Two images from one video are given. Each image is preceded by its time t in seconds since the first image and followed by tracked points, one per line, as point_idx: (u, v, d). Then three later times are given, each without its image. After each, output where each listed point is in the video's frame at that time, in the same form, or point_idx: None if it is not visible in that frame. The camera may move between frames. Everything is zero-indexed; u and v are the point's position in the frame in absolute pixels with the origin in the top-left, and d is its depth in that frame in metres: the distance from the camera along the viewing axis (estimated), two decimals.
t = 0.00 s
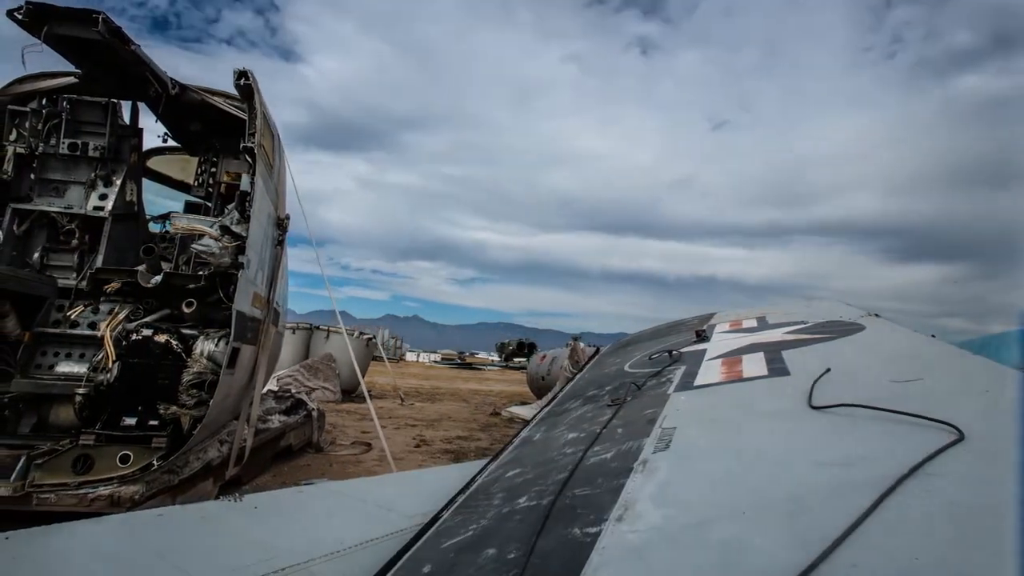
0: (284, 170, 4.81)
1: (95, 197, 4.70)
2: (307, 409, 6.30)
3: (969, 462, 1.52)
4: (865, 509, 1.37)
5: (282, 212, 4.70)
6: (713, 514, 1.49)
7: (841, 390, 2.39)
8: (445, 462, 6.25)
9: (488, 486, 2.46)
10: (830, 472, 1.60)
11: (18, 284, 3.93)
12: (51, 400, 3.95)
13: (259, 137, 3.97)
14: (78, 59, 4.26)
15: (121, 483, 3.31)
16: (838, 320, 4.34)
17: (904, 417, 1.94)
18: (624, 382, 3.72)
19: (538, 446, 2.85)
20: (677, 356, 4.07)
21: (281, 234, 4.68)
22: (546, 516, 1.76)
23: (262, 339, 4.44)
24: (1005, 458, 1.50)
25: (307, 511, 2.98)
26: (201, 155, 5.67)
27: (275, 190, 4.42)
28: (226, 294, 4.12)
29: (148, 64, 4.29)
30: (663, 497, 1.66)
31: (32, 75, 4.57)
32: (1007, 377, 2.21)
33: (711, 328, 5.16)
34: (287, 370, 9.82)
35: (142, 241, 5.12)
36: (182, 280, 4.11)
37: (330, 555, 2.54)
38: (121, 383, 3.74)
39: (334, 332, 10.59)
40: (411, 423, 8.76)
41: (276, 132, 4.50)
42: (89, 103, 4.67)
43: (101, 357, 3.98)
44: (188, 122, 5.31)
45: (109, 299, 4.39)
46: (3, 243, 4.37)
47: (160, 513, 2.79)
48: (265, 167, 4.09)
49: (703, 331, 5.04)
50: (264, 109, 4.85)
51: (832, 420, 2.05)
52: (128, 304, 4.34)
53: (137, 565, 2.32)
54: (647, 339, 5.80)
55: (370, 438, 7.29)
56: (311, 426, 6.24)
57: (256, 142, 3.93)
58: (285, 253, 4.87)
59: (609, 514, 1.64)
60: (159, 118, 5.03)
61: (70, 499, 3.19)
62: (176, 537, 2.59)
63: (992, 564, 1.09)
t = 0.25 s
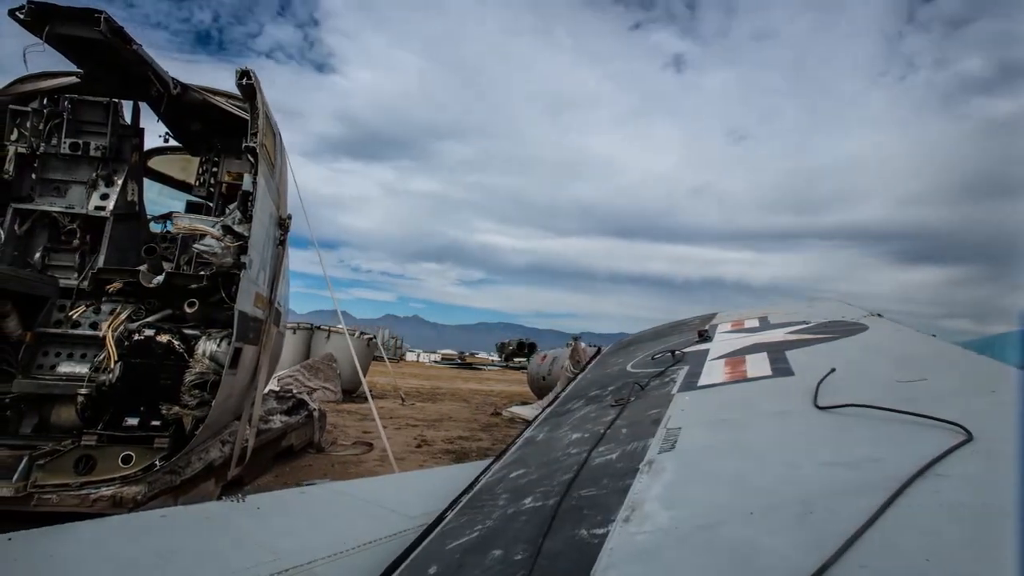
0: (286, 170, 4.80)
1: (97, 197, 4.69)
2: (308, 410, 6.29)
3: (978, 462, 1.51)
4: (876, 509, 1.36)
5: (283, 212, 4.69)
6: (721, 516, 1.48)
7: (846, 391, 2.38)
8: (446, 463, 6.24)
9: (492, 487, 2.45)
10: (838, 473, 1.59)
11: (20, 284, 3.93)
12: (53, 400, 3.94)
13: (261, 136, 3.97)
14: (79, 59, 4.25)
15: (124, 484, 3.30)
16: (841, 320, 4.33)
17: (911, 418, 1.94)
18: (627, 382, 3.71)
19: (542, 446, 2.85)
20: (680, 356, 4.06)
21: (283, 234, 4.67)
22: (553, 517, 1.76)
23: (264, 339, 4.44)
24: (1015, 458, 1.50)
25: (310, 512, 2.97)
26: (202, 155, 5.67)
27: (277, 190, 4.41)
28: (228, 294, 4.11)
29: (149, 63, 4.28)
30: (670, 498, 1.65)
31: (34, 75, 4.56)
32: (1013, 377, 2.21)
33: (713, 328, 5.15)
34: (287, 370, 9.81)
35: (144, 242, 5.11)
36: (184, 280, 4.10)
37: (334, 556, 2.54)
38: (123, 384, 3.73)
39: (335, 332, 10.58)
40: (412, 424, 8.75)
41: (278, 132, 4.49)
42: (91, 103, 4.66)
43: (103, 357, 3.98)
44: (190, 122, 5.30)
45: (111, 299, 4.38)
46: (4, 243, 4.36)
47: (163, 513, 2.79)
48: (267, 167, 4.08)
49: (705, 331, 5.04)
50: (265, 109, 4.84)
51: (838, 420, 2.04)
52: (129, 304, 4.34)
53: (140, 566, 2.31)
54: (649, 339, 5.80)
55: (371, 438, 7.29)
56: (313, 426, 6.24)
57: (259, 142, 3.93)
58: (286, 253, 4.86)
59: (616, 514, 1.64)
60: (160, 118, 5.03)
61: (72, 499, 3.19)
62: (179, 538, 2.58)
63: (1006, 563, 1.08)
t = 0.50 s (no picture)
0: (288, 170, 4.79)
1: (99, 197, 4.69)
2: (310, 410, 6.28)
3: (988, 462, 1.50)
4: (887, 510, 1.35)
5: (285, 212, 4.68)
6: (729, 516, 1.48)
7: (851, 391, 2.38)
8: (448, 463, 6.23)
9: (496, 488, 2.44)
10: (846, 473, 1.58)
11: (21, 284, 3.92)
12: (55, 400, 3.94)
13: (263, 136, 3.96)
14: (81, 58, 4.24)
15: (126, 484, 3.29)
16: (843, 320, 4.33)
17: (918, 418, 1.93)
18: (630, 382, 3.71)
19: (546, 447, 2.84)
20: (682, 356, 4.06)
21: (285, 234, 4.66)
22: (560, 517, 1.75)
23: (266, 339, 4.43)
24: None
25: (314, 513, 2.96)
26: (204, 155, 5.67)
27: (279, 190, 4.40)
28: (230, 294, 4.11)
29: (151, 63, 4.27)
30: (677, 499, 1.65)
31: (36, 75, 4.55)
32: (1019, 377, 2.19)
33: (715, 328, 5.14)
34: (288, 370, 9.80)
35: (145, 241, 5.10)
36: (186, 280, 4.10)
37: (338, 556, 2.53)
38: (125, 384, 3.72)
39: (336, 332, 10.58)
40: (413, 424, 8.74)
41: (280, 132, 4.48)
42: (92, 102, 4.65)
43: (105, 357, 3.97)
44: (191, 122, 5.30)
45: (113, 299, 4.38)
46: (5, 243, 4.36)
47: (165, 514, 2.78)
48: (269, 167, 4.08)
49: (708, 330, 5.03)
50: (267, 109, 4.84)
51: (844, 421, 2.04)
52: (131, 304, 4.33)
53: (144, 566, 2.31)
54: (651, 339, 5.79)
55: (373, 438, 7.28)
56: (314, 426, 6.23)
57: (260, 142, 3.93)
58: (288, 252, 4.85)
59: (623, 515, 1.63)
60: (161, 117, 5.02)
61: (75, 500, 3.18)
62: (182, 539, 2.58)
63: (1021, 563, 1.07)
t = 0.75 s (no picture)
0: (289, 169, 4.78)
1: (100, 197, 4.68)
2: (311, 410, 6.27)
3: (998, 463, 1.49)
4: (897, 511, 1.34)
5: (287, 212, 4.68)
6: (738, 517, 1.47)
7: (857, 391, 2.37)
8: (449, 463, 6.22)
9: (501, 488, 2.43)
10: (855, 474, 1.58)
11: (23, 284, 3.91)
12: (57, 400, 3.93)
13: (265, 135, 3.96)
14: (83, 58, 4.23)
15: (128, 485, 3.28)
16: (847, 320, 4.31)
17: (925, 418, 1.92)
18: (634, 382, 3.70)
19: (550, 447, 2.83)
20: (686, 355, 4.05)
21: (287, 234, 4.65)
22: (566, 518, 1.75)
23: (268, 339, 4.42)
24: None
25: (317, 513, 2.95)
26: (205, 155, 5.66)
27: (281, 189, 4.39)
28: (232, 294, 4.10)
29: (153, 62, 4.26)
30: (684, 499, 1.64)
31: (37, 73, 4.56)
32: None
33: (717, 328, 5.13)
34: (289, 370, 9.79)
35: (146, 241, 5.09)
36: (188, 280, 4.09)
37: (342, 557, 2.52)
38: (127, 384, 3.71)
39: (337, 332, 10.57)
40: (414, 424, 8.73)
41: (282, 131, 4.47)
42: (93, 102, 4.64)
43: (107, 357, 3.96)
44: (192, 122, 5.29)
45: (115, 299, 4.38)
46: (7, 243, 4.35)
47: (168, 514, 2.77)
48: (271, 166, 4.07)
49: (710, 330, 5.02)
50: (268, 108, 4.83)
51: (851, 421, 2.03)
52: (133, 304, 4.33)
53: (147, 567, 2.30)
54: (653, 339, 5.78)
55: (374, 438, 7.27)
56: (316, 427, 6.22)
57: (263, 141, 3.92)
58: (290, 252, 4.84)
59: (630, 516, 1.62)
60: (163, 117, 5.01)
61: (77, 500, 3.17)
62: (184, 539, 2.57)
63: None
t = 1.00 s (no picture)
0: (291, 169, 4.77)
1: (101, 197, 4.68)
2: (312, 410, 6.27)
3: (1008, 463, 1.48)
4: (907, 513, 1.33)
5: (289, 212, 4.67)
6: (746, 518, 1.46)
7: (862, 391, 2.36)
8: (451, 463, 6.22)
9: (504, 488, 2.42)
10: (862, 474, 1.57)
11: (24, 284, 3.90)
12: (58, 401, 3.92)
13: (267, 135, 3.95)
14: (84, 57, 4.22)
15: (130, 485, 3.28)
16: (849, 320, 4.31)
17: (933, 419, 1.91)
18: (636, 382, 3.69)
19: (553, 447, 2.82)
20: (688, 356, 4.05)
21: (289, 234, 4.65)
22: (572, 519, 1.74)
23: (270, 339, 4.42)
24: None
25: (319, 513, 2.95)
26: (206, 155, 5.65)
27: (283, 189, 4.38)
28: (235, 294, 4.10)
29: (155, 62, 4.26)
30: (691, 500, 1.63)
31: (38, 73, 4.56)
32: None
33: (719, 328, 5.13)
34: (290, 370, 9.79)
35: (148, 241, 5.09)
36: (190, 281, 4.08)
37: (346, 557, 2.51)
38: (129, 385, 3.70)
39: (337, 332, 10.57)
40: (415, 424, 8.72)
41: (284, 132, 4.46)
42: (94, 101, 4.62)
43: (109, 357, 3.95)
44: (194, 122, 5.28)
45: (117, 299, 4.39)
46: (8, 243, 4.34)
47: (172, 514, 2.77)
48: (273, 166, 4.07)
49: (712, 330, 5.02)
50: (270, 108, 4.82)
51: (857, 422, 2.02)
52: (135, 305, 4.33)
53: (150, 568, 2.29)
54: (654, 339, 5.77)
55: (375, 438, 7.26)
56: (317, 427, 6.21)
57: (265, 142, 3.92)
58: (291, 252, 4.83)
59: (638, 517, 1.61)
60: (164, 117, 5.01)
61: (79, 501, 3.17)
62: (187, 540, 2.56)
63: None
